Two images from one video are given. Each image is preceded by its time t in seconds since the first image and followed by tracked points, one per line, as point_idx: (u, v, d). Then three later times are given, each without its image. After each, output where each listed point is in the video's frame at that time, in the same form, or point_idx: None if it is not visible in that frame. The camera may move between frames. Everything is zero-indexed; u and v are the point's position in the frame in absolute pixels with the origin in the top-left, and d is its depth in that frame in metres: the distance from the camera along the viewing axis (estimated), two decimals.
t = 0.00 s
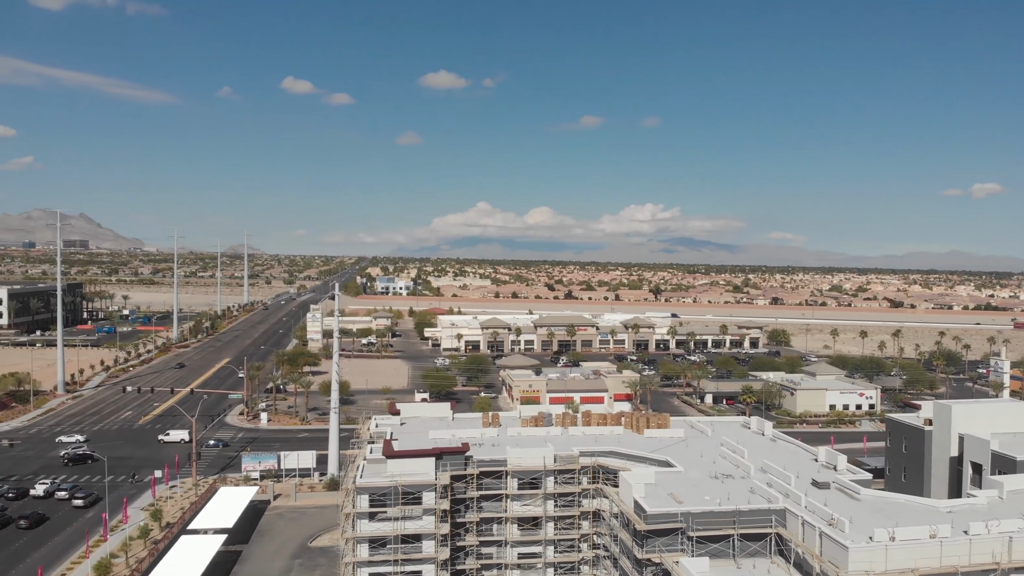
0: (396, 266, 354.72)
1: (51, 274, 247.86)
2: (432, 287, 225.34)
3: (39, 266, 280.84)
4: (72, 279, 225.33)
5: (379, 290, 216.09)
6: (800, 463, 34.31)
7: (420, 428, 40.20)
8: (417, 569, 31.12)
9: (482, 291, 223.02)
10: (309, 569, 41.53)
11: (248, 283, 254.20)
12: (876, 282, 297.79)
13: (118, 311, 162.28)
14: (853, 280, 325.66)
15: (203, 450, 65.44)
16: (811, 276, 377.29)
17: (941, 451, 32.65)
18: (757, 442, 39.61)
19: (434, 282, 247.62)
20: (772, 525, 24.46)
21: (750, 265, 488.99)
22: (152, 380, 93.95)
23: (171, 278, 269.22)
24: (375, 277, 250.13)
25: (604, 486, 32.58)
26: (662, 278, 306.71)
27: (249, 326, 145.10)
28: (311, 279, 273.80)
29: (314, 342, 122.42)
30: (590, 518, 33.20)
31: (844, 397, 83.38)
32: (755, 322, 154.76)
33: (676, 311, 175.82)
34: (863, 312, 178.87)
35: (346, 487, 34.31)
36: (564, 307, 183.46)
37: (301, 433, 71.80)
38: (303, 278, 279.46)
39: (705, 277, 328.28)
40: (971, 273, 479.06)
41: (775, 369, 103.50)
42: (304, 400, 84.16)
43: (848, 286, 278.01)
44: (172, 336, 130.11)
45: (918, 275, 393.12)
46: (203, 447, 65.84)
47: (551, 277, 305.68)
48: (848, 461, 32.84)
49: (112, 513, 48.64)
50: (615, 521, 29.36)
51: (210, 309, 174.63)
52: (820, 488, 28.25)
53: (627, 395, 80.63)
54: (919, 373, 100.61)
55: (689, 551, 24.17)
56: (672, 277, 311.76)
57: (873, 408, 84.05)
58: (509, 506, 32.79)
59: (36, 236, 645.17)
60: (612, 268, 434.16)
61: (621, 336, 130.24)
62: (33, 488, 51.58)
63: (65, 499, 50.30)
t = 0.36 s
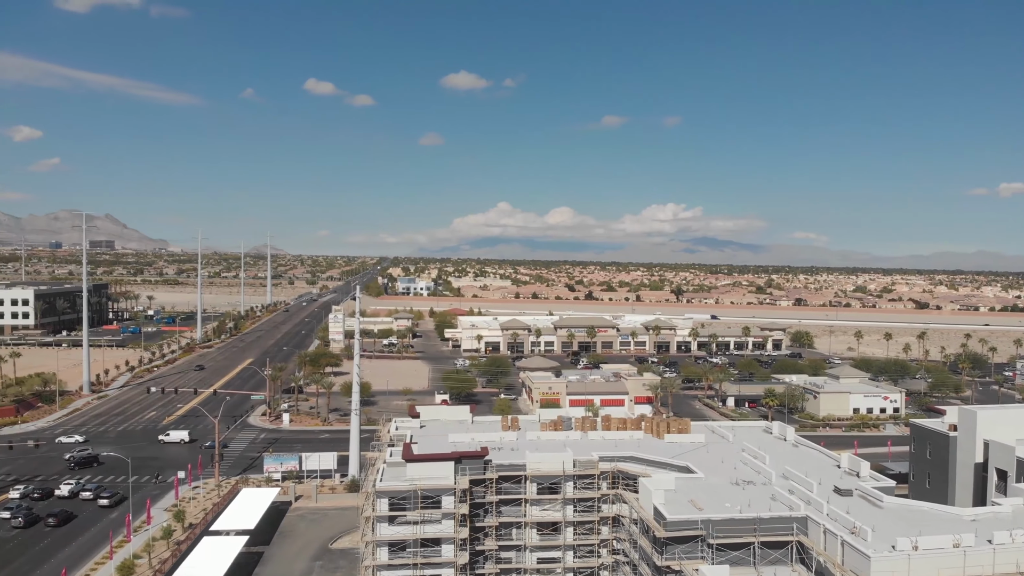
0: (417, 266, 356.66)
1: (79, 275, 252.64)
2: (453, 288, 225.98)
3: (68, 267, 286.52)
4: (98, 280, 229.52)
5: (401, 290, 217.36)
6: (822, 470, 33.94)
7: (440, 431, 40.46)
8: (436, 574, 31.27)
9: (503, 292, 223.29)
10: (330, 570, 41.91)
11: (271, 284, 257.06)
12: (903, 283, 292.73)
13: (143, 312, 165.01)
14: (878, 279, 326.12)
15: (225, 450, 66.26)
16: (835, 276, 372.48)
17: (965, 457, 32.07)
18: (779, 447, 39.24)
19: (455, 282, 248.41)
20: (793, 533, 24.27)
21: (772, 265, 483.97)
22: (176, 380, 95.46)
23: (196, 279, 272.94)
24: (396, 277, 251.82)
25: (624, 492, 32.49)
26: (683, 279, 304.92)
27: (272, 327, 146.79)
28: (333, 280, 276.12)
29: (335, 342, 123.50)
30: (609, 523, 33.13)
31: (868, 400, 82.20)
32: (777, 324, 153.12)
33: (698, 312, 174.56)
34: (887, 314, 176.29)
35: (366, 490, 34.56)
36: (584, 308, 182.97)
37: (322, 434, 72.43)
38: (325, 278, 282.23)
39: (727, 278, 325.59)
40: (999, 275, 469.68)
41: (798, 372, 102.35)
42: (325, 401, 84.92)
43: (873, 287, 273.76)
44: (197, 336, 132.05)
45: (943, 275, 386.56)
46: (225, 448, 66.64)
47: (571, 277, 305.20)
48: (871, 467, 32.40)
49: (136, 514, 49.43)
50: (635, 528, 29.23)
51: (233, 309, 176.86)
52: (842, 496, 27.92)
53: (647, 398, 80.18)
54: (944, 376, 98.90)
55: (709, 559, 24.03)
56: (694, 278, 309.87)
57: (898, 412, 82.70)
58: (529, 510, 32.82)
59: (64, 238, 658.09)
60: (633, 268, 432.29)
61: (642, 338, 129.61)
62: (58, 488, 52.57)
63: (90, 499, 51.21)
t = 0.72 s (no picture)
0: (437, 266, 358.08)
1: (107, 276, 257.19)
2: (474, 288, 226.55)
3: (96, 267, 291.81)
4: (124, 280, 233.50)
5: (421, 290, 218.43)
6: (845, 475, 33.57)
7: (460, 433, 40.67)
8: None
9: (523, 292, 223.27)
10: (350, 571, 42.27)
11: (294, 284, 259.81)
12: (930, 284, 287.58)
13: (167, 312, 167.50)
14: (904, 279, 327.38)
15: (247, 451, 67.11)
16: (860, 276, 367.21)
17: (991, 462, 31.55)
18: (802, 452, 38.88)
19: (475, 283, 248.89)
20: (815, 540, 24.05)
21: (794, 265, 478.46)
22: (200, 380, 96.95)
23: (220, 279, 276.29)
24: (417, 278, 253.20)
25: (644, 496, 32.40)
26: (705, 279, 302.58)
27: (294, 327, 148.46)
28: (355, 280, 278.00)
29: (357, 342, 124.53)
30: (629, 528, 33.06)
31: (893, 404, 80.95)
32: (801, 325, 151.34)
33: (720, 313, 173.04)
34: (912, 315, 173.52)
35: (386, 493, 34.80)
36: (604, 309, 182.34)
37: (344, 434, 73.11)
38: (347, 278, 284.33)
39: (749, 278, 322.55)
40: None
41: (821, 374, 101.02)
42: (347, 401, 85.70)
43: (900, 289, 269.47)
44: (220, 336, 133.95)
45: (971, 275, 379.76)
46: (247, 449, 67.52)
47: (592, 277, 304.16)
48: (895, 473, 32.00)
49: (159, 514, 50.23)
50: (655, 534, 29.15)
51: (256, 309, 178.99)
52: (865, 502, 27.60)
53: (669, 400, 79.67)
54: (970, 379, 97.26)
55: (730, 565, 23.86)
56: (716, 278, 307.57)
57: (923, 415, 81.36)
58: (548, 514, 32.85)
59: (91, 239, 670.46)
60: (653, 268, 429.82)
61: (663, 339, 128.95)
62: (83, 488, 53.55)
63: (115, 499, 52.16)
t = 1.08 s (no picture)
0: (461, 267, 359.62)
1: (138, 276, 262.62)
2: (498, 289, 227.11)
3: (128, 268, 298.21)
4: (154, 281, 238.30)
5: (446, 290, 219.53)
6: (873, 483, 33.18)
7: (483, 437, 40.93)
8: None
9: (547, 293, 223.21)
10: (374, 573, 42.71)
11: (320, 284, 262.80)
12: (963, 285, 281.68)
13: (196, 312, 170.61)
14: (934, 280, 323.49)
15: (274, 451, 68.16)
16: (890, 277, 360.75)
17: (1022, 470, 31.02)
18: (828, 458, 38.49)
19: (499, 283, 249.51)
20: (841, 549, 23.87)
21: (823, 266, 471.71)
22: (227, 381, 98.64)
23: (248, 279, 280.53)
24: (442, 278, 254.72)
25: (668, 502, 32.35)
26: (731, 280, 300.09)
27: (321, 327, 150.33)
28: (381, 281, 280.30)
29: (382, 343, 125.66)
30: (653, 534, 33.01)
31: (922, 407, 79.40)
32: (829, 327, 149.17)
33: (746, 314, 171.28)
34: (945, 316, 169.99)
35: (409, 496, 35.14)
36: (629, 309, 181.41)
37: (368, 435, 73.92)
38: (373, 279, 286.90)
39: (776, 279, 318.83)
40: None
41: (849, 377, 99.50)
42: (372, 402, 86.54)
43: (931, 289, 264.39)
44: (248, 336, 136.14)
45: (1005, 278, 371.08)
46: (273, 449, 68.53)
47: (617, 277, 303.13)
48: (923, 481, 31.55)
49: (186, 514, 51.23)
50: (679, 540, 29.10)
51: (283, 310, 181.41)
52: (892, 510, 27.29)
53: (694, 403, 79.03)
54: (1003, 383, 95.18)
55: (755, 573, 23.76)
56: (743, 279, 304.58)
57: (953, 419, 79.73)
58: (571, 520, 32.95)
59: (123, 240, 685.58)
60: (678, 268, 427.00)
61: (689, 341, 128.04)
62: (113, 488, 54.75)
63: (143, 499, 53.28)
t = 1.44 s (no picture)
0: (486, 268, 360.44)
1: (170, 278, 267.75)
2: (524, 290, 227.28)
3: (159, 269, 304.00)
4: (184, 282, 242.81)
5: (471, 291, 220.33)
6: (902, 490, 32.71)
7: (508, 440, 41.12)
8: None
9: (573, 293, 222.84)
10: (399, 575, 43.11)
11: (346, 284, 265.31)
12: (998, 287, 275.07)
13: (225, 312, 173.44)
14: (967, 280, 317.18)
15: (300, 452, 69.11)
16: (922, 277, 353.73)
17: None
18: (857, 465, 38.00)
19: (525, 283, 249.67)
20: (869, 558, 23.62)
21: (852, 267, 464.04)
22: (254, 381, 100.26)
23: (276, 279, 284.35)
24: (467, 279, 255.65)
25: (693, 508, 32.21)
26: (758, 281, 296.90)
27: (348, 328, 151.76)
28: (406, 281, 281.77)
29: (409, 343, 126.59)
30: (678, 540, 32.86)
31: (953, 411, 77.88)
32: (859, 328, 146.78)
33: (775, 315, 169.29)
34: (979, 318, 166.24)
35: (434, 499, 35.44)
36: (655, 310, 180.15)
37: (395, 436, 74.61)
38: (399, 279, 288.84)
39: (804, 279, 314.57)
40: None
41: (879, 380, 97.96)
42: (397, 403, 87.30)
43: (966, 291, 258.68)
44: (277, 336, 138.10)
45: None
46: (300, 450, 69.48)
47: (643, 277, 301.42)
48: (953, 489, 31.03)
49: (214, 515, 52.14)
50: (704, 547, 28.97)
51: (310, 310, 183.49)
52: (922, 518, 26.90)
53: (721, 407, 78.32)
54: None
55: None
56: (771, 279, 301.02)
57: (986, 423, 78.14)
58: (596, 525, 32.96)
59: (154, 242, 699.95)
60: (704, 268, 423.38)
61: (716, 343, 126.91)
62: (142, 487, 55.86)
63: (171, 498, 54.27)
